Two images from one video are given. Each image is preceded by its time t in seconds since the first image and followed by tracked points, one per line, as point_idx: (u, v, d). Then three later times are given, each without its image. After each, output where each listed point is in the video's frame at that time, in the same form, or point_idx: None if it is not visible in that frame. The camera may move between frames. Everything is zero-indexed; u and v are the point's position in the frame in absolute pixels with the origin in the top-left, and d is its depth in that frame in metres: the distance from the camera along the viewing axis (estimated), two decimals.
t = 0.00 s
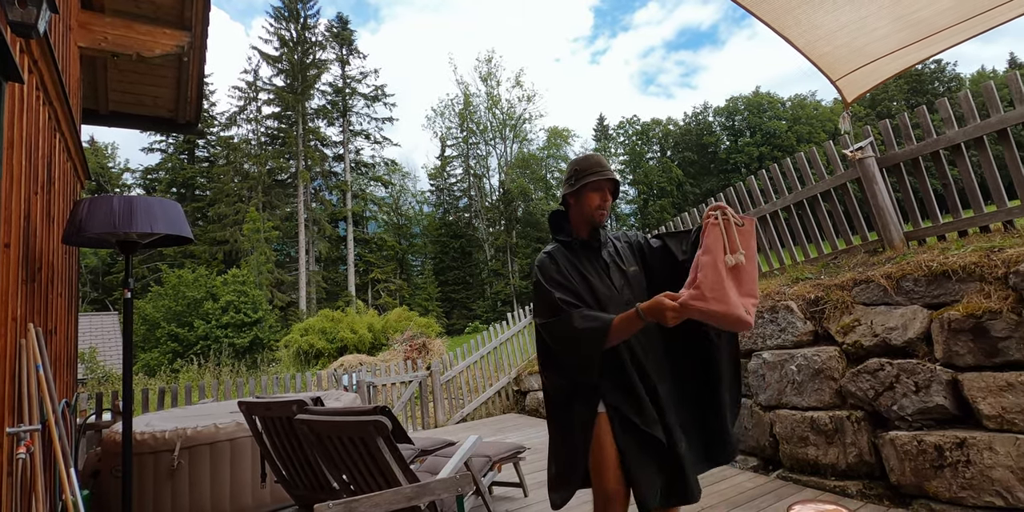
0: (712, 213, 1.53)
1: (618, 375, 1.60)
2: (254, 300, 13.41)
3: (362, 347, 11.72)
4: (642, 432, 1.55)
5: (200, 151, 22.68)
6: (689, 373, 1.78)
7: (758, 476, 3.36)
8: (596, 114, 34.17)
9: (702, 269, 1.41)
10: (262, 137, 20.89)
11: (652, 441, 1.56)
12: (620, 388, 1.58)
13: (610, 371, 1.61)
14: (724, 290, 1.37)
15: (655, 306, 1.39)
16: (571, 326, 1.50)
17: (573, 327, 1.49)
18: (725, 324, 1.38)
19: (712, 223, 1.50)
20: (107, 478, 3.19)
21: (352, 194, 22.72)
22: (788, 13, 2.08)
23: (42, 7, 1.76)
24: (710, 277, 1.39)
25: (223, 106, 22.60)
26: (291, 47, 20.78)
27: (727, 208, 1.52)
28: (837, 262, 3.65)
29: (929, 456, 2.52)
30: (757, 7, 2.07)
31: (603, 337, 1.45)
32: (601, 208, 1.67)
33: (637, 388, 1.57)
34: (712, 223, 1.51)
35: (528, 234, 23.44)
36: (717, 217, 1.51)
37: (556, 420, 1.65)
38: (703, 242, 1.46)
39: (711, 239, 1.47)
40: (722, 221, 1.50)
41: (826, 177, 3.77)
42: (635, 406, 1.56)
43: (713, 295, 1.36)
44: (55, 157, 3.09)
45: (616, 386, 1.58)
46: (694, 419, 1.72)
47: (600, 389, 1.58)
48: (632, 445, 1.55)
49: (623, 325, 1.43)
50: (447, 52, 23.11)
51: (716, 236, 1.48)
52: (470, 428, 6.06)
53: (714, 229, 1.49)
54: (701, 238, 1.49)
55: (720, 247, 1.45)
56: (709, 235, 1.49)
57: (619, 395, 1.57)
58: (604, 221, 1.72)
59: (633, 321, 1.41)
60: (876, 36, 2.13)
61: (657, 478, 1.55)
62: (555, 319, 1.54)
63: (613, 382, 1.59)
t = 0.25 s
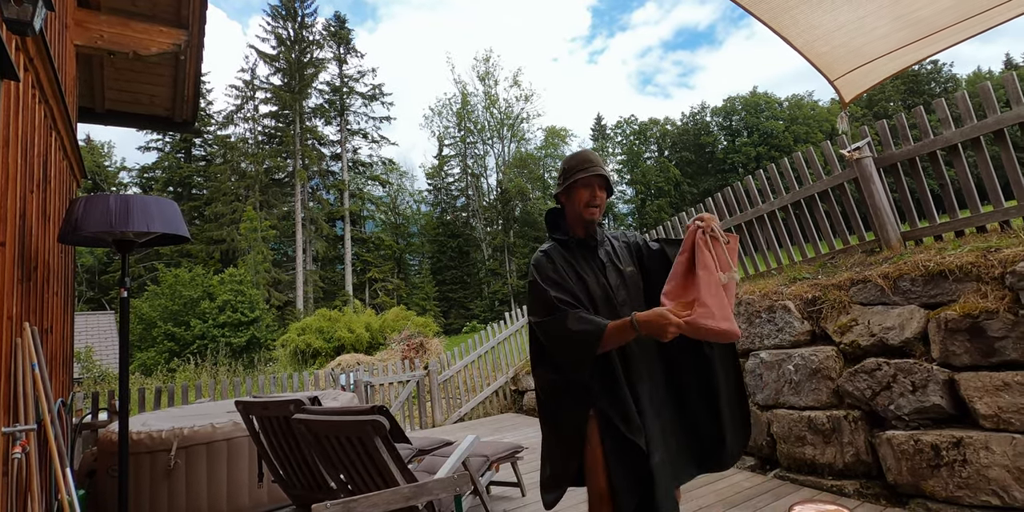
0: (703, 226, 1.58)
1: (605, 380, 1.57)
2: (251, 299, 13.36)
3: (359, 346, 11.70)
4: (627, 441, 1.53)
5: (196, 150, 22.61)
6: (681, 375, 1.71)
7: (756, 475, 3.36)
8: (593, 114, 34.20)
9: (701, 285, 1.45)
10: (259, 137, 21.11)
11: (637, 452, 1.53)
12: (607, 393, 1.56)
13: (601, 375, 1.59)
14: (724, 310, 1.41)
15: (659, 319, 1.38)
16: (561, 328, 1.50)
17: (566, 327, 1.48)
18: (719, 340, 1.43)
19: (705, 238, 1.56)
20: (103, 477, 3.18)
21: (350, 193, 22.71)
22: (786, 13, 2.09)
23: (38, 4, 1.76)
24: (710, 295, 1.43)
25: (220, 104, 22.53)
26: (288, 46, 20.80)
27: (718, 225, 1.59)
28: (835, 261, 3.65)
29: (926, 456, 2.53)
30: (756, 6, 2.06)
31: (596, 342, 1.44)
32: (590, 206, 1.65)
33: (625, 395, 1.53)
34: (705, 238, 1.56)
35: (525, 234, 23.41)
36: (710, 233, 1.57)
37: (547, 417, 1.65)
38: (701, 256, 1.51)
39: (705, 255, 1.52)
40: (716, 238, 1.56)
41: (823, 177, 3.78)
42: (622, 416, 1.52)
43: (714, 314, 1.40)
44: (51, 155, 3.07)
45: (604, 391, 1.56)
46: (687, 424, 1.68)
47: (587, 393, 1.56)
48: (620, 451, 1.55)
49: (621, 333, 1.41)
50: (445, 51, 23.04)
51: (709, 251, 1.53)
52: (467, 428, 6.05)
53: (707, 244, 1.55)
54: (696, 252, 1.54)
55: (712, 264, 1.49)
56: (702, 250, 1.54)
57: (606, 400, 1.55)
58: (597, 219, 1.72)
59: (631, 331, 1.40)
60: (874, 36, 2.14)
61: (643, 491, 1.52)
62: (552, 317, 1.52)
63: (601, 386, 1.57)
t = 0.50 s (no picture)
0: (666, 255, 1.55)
1: (599, 383, 1.55)
2: (248, 298, 13.33)
3: (356, 345, 11.69)
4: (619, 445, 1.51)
5: (193, 149, 22.52)
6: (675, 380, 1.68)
7: (753, 474, 3.37)
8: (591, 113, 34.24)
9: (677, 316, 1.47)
10: (256, 136, 20.95)
11: (628, 459, 1.51)
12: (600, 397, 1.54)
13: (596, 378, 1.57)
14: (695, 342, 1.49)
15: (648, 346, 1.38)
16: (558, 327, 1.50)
17: (566, 327, 1.48)
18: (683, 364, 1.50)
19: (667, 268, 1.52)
20: (99, 477, 3.16)
21: (348, 192, 22.69)
22: (784, 11, 2.09)
23: None
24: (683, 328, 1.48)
25: (217, 103, 22.47)
26: (285, 45, 20.71)
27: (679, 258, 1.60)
28: (832, 260, 3.66)
29: (922, 454, 2.54)
30: (754, 4, 2.06)
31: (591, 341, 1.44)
32: (583, 206, 1.65)
33: (618, 400, 1.51)
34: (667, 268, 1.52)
35: (523, 233, 23.42)
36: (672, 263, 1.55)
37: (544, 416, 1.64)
38: (669, 288, 1.49)
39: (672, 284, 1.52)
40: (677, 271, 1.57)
41: (820, 176, 3.79)
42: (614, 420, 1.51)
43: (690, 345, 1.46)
44: (46, 152, 3.06)
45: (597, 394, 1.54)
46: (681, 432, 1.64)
47: (580, 396, 1.55)
48: (611, 456, 1.54)
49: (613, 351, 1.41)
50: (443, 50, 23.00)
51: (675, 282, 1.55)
52: (464, 426, 6.05)
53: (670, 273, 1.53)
54: (662, 282, 1.50)
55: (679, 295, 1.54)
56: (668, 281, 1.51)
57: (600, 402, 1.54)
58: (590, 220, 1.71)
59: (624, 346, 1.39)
60: (871, 35, 2.14)
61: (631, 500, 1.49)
62: (551, 317, 1.52)
63: (595, 389, 1.55)
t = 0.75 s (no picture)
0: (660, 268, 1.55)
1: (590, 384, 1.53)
2: (245, 297, 13.29)
3: (354, 345, 11.67)
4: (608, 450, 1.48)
5: (190, 147, 22.43)
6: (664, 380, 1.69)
7: (750, 473, 3.38)
8: (589, 112, 34.25)
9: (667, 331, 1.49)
10: (253, 135, 21.08)
11: (617, 460, 1.49)
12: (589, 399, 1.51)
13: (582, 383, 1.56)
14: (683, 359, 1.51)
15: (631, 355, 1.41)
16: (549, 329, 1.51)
17: (556, 331, 1.49)
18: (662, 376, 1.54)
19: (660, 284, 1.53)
20: (94, 476, 3.15)
21: (345, 192, 22.67)
22: (782, 11, 2.09)
23: None
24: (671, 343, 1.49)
25: (214, 101, 22.42)
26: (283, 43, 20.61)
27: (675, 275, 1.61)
28: (829, 260, 3.67)
29: (918, 453, 2.55)
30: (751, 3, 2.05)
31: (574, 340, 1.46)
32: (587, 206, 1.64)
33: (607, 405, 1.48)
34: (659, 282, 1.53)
35: (521, 233, 23.38)
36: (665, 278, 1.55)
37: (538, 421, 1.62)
38: (660, 299, 1.50)
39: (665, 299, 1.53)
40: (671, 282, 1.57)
41: (817, 176, 3.79)
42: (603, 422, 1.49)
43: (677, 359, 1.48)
44: (42, 150, 3.04)
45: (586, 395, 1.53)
46: (674, 436, 1.62)
47: (568, 399, 1.54)
48: (602, 460, 1.50)
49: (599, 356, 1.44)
50: (441, 50, 22.95)
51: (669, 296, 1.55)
52: (462, 426, 6.04)
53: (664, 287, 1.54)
54: (654, 293, 1.51)
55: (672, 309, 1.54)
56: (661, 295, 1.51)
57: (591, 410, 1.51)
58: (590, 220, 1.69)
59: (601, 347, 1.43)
60: (868, 34, 2.14)
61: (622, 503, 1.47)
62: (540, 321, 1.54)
63: (581, 392, 1.54)
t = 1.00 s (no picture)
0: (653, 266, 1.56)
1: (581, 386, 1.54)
2: (242, 297, 13.24)
3: (351, 344, 11.66)
4: (601, 451, 1.48)
5: (187, 146, 22.38)
6: (659, 377, 1.69)
7: (746, 472, 3.39)
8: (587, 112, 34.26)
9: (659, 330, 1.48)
10: (252, 134, 20.79)
11: (612, 460, 1.48)
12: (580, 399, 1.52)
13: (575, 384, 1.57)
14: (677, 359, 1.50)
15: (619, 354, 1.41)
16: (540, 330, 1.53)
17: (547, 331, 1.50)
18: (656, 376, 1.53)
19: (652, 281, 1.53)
20: (91, 475, 3.14)
21: (342, 191, 22.65)
22: (779, 10, 2.09)
23: None
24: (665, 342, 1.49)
25: (211, 100, 22.38)
26: (280, 42, 20.48)
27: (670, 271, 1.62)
28: (826, 259, 3.67)
29: (914, 452, 2.56)
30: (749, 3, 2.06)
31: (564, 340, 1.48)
32: (586, 205, 1.62)
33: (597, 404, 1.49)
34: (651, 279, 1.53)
35: (519, 232, 23.40)
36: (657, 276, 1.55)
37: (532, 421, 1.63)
38: (652, 300, 1.50)
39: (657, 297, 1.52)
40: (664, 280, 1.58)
41: (814, 176, 3.79)
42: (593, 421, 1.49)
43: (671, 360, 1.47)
44: (37, 148, 3.02)
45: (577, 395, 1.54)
46: (671, 436, 1.62)
47: (560, 402, 1.55)
48: (597, 460, 1.49)
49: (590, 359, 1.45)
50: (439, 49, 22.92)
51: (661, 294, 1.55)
52: (460, 425, 6.04)
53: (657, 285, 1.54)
54: (647, 292, 1.51)
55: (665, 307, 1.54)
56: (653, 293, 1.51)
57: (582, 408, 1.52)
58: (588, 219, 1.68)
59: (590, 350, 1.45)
60: (865, 34, 2.14)
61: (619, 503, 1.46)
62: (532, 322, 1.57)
63: (572, 393, 1.55)
